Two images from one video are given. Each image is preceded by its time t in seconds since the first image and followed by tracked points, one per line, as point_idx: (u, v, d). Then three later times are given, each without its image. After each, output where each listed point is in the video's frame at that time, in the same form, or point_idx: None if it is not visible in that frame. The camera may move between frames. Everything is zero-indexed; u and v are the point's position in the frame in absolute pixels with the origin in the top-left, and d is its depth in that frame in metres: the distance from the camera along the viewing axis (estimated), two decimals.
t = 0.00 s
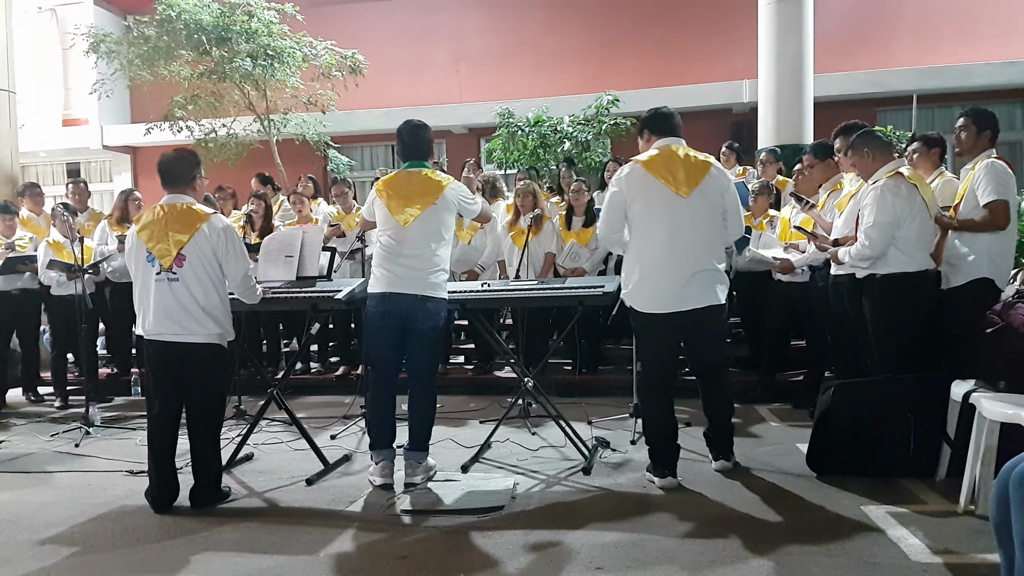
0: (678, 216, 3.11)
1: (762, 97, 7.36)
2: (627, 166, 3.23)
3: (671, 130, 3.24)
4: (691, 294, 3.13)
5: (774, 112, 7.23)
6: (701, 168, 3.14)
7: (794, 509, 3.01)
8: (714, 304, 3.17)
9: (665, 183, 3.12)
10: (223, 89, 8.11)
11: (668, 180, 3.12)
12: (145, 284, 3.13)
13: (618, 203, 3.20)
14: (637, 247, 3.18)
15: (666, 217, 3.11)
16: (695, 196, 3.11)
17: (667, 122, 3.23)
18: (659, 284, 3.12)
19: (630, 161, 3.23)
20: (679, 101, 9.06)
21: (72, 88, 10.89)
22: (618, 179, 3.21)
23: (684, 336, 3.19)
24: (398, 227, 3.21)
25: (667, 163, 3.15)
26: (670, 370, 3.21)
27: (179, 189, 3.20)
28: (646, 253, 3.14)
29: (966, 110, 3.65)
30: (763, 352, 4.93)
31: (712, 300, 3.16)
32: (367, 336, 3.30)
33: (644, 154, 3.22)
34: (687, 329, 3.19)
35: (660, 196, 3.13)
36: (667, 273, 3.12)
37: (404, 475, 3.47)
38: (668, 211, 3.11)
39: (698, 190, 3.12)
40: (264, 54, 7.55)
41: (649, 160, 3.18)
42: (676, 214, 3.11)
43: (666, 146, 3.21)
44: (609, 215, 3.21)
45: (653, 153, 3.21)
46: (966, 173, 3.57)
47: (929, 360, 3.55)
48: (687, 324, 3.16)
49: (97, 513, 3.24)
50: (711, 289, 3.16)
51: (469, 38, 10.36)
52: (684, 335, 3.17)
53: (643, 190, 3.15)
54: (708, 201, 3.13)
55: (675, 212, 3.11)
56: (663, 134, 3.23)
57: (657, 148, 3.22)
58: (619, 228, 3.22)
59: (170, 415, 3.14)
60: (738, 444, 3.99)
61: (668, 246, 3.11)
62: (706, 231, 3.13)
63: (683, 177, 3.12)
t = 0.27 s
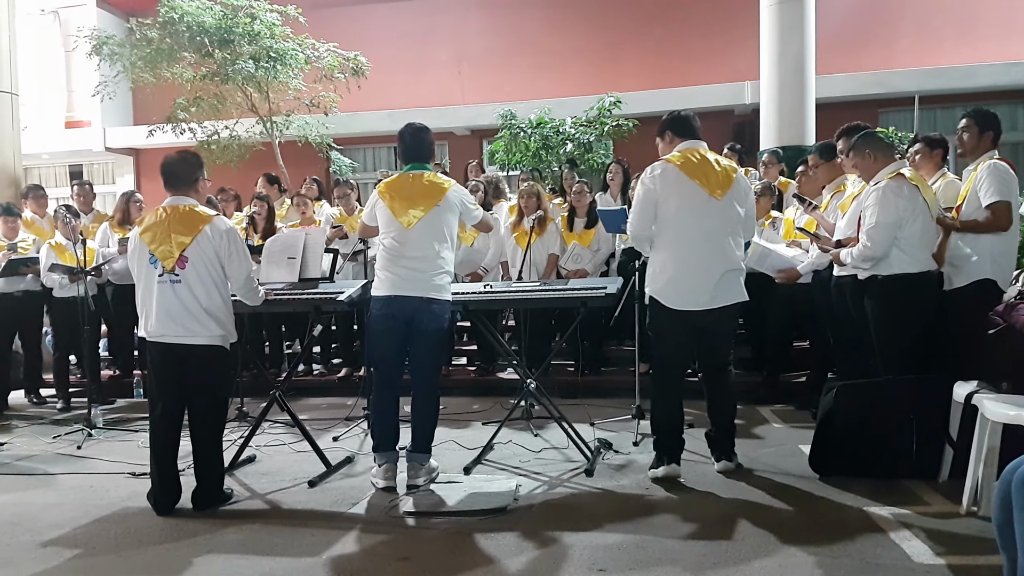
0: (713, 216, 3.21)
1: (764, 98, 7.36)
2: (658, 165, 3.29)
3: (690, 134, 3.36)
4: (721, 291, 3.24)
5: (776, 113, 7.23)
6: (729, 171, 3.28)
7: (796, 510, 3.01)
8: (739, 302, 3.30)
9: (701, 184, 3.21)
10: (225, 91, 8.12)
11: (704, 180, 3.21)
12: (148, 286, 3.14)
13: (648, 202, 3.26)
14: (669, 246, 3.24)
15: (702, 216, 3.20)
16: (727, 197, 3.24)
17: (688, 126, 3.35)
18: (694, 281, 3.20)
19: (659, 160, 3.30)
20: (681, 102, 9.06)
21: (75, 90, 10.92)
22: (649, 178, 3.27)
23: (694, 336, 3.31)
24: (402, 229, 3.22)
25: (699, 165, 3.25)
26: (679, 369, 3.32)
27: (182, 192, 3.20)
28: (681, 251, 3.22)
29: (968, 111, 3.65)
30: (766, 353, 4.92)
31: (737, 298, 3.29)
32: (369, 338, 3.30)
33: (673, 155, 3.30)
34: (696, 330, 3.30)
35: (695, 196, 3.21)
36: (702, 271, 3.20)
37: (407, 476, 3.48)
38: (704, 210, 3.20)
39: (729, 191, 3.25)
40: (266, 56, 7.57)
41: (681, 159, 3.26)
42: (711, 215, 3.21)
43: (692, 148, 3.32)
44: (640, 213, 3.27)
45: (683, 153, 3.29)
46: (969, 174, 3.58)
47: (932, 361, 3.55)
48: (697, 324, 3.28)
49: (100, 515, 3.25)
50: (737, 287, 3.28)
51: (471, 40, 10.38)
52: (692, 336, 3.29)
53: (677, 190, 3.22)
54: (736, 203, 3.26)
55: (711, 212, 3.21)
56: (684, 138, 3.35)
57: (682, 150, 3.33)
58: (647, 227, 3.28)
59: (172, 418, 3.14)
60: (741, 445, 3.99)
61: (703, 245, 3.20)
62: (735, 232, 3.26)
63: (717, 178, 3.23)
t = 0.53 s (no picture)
0: (731, 219, 3.34)
1: (763, 102, 7.37)
2: (676, 168, 3.39)
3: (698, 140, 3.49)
4: (738, 292, 3.36)
5: (776, 118, 7.25)
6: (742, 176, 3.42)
7: (792, 514, 3.02)
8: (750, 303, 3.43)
9: (721, 187, 3.32)
10: (225, 90, 8.11)
11: (724, 183, 3.33)
12: (145, 284, 3.13)
13: (668, 204, 3.34)
14: (690, 246, 3.33)
15: (721, 218, 3.32)
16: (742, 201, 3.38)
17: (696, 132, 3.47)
18: (716, 281, 3.31)
19: (677, 164, 3.40)
20: (682, 105, 9.06)
21: (74, 87, 10.90)
22: (669, 180, 3.36)
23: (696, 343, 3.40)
24: (402, 230, 3.22)
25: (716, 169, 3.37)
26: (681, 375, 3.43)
27: (180, 190, 3.20)
28: (704, 251, 3.31)
29: (967, 117, 3.67)
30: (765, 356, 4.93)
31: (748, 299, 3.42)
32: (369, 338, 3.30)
33: (688, 159, 3.41)
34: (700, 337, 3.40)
35: (715, 199, 3.33)
36: (723, 272, 3.31)
37: (404, 477, 3.47)
38: (724, 212, 3.33)
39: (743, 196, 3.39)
40: (266, 55, 7.56)
41: (699, 163, 3.37)
42: (729, 217, 3.33)
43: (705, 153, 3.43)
44: (659, 214, 3.34)
45: (698, 158, 3.40)
46: (966, 180, 3.59)
47: (929, 366, 3.56)
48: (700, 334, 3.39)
49: (95, 514, 3.24)
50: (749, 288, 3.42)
51: (472, 41, 10.38)
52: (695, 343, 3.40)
53: (699, 191, 3.32)
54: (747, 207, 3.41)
55: (730, 214, 3.34)
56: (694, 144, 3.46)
57: (694, 155, 3.43)
58: (665, 229, 3.36)
59: (168, 417, 3.14)
60: (738, 449, 3.99)
61: (724, 245, 3.32)
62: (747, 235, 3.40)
63: (733, 182, 3.36)
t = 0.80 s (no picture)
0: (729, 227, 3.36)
1: (763, 109, 7.39)
2: (677, 175, 3.39)
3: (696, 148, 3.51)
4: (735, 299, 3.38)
5: (775, 126, 7.27)
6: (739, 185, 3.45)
7: (784, 521, 3.02)
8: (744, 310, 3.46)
9: (720, 194, 3.35)
10: (224, 85, 8.09)
11: (724, 191, 3.36)
12: (141, 278, 3.12)
13: (669, 209, 3.35)
14: (690, 252, 3.34)
15: (720, 226, 3.35)
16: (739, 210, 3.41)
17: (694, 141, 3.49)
18: (714, 288, 3.33)
19: (678, 171, 3.40)
20: (681, 111, 9.08)
21: (72, 79, 10.86)
22: (671, 186, 3.37)
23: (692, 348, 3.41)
24: (399, 229, 3.21)
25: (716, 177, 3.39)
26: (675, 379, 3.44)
27: (179, 184, 3.19)
28: (704, 257, 3.33)
29: (966, 130, 3.68)
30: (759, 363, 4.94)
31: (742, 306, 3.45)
32: (364, 337, 3.29)
33: (688, 166, 3.42)
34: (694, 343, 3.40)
35: (715, 206, 3.35)
36: (721, 279, 3.33)
37: (397, 477, 3.47)
38: (723, 220, 3.35)
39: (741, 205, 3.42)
40: (267, 51, 7.53)
41: (700, 171, 3.38)
42: (728, 225, 3.36)
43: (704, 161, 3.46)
44: (660, 219, 3.35)
45: (699, 165, 3.41)
46: (963, 193, 3.61)
47: (923, 377, 3.57)
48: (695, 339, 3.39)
49: (85, 508, 3.22)
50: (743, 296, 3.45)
51: (473, 42, 10.38)
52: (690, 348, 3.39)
53: (701, 199, 3.34)
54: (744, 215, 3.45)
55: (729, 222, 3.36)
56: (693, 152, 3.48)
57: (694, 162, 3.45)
58: (665, 234, 3.36)
59: (161, 412, 3.13)
60: (730, 455, 4.00)
61: (722, 253, 3.34)
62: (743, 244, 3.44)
63: (733, 190, 3.39)
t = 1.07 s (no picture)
0: (716, 228, 3.37)
1: (755, 108, 7.41)
2: (665, 175, 3.40)
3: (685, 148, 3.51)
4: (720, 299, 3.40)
5: (767, 125, 7.29)
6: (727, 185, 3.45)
7: (774, 518, 3.04)
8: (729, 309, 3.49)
9: (708, 194, 3.35)
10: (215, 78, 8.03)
11: (712, 191, 3.36)
12: (131, 274, 3.10)
13: (656, 209, 3.35)
14: (676, 252, 3.36)
15: (707, 226, 3.36)
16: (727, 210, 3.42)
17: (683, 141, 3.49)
18: (700, 288, 3.34)
19: (666, 171, 3.40)
20: (674, 109, 9.09)
21: (60, 71, 10.75)
22: (658, 186, 3.37)
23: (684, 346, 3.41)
24: (392, 227, 3.20)
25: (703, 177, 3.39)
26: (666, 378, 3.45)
27: (170, 180, 3.16)
28: (690, 258, 3.34)
29: (956, 131, 3.71)
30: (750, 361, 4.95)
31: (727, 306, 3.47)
32: (357, 335, 3.29)
33: (677, 165, 3.42)
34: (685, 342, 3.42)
35: (702, 207, 3.35)
36: (707, 279, 3.35)
37: (389, 474, 3.47)
38: (710, 220, 3.36)
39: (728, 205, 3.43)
40: (258, 44, 7.44)
41: (688, 171, 3.38)
42: (715, 225, 3.37)
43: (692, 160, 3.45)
44: (648, 219, 3.36)
45: (687, 165, 3.42)
46: (952, 193, 3.63)
47: (912, 376, 3.60)
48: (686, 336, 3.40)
49: (75, 506, 3.20)
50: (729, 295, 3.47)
51: (465, 37, 10.34)
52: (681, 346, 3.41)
53: (688, 199, 3.35)
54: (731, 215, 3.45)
55: (715, 222, 3.37)
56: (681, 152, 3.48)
57: (683, 162, 3.45)
58: (652, 233, 3.37)
59: (152, 409, 3.11)
60: (721, 452, 4.02)
61: (708, 253, 3.35)
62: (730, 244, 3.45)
63: (721, 190, 3.39)
